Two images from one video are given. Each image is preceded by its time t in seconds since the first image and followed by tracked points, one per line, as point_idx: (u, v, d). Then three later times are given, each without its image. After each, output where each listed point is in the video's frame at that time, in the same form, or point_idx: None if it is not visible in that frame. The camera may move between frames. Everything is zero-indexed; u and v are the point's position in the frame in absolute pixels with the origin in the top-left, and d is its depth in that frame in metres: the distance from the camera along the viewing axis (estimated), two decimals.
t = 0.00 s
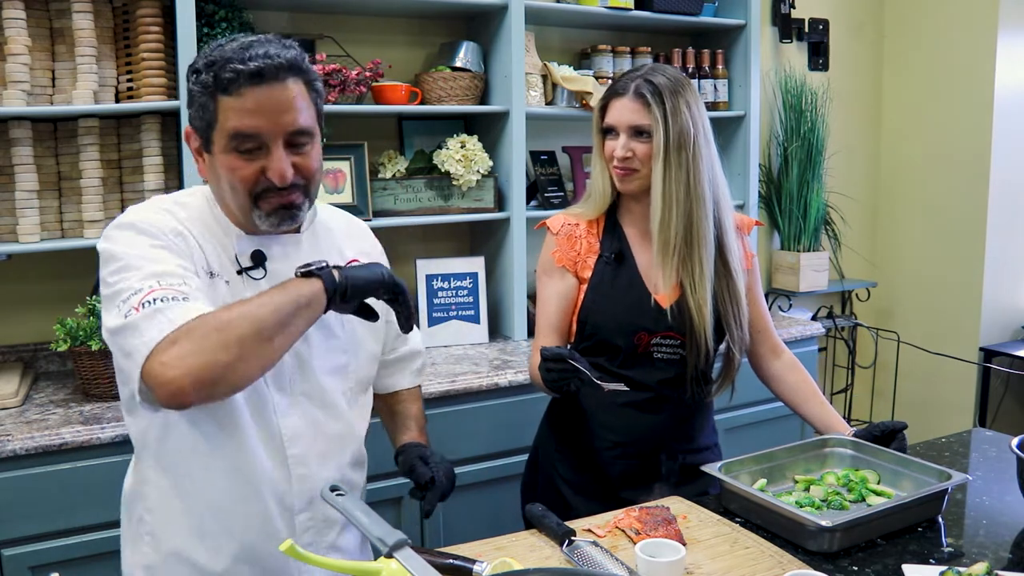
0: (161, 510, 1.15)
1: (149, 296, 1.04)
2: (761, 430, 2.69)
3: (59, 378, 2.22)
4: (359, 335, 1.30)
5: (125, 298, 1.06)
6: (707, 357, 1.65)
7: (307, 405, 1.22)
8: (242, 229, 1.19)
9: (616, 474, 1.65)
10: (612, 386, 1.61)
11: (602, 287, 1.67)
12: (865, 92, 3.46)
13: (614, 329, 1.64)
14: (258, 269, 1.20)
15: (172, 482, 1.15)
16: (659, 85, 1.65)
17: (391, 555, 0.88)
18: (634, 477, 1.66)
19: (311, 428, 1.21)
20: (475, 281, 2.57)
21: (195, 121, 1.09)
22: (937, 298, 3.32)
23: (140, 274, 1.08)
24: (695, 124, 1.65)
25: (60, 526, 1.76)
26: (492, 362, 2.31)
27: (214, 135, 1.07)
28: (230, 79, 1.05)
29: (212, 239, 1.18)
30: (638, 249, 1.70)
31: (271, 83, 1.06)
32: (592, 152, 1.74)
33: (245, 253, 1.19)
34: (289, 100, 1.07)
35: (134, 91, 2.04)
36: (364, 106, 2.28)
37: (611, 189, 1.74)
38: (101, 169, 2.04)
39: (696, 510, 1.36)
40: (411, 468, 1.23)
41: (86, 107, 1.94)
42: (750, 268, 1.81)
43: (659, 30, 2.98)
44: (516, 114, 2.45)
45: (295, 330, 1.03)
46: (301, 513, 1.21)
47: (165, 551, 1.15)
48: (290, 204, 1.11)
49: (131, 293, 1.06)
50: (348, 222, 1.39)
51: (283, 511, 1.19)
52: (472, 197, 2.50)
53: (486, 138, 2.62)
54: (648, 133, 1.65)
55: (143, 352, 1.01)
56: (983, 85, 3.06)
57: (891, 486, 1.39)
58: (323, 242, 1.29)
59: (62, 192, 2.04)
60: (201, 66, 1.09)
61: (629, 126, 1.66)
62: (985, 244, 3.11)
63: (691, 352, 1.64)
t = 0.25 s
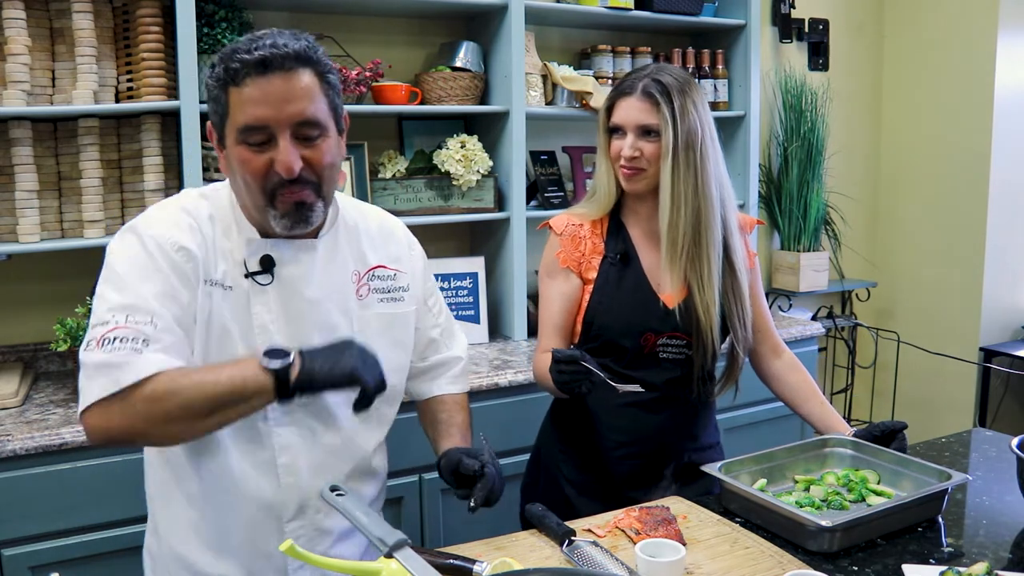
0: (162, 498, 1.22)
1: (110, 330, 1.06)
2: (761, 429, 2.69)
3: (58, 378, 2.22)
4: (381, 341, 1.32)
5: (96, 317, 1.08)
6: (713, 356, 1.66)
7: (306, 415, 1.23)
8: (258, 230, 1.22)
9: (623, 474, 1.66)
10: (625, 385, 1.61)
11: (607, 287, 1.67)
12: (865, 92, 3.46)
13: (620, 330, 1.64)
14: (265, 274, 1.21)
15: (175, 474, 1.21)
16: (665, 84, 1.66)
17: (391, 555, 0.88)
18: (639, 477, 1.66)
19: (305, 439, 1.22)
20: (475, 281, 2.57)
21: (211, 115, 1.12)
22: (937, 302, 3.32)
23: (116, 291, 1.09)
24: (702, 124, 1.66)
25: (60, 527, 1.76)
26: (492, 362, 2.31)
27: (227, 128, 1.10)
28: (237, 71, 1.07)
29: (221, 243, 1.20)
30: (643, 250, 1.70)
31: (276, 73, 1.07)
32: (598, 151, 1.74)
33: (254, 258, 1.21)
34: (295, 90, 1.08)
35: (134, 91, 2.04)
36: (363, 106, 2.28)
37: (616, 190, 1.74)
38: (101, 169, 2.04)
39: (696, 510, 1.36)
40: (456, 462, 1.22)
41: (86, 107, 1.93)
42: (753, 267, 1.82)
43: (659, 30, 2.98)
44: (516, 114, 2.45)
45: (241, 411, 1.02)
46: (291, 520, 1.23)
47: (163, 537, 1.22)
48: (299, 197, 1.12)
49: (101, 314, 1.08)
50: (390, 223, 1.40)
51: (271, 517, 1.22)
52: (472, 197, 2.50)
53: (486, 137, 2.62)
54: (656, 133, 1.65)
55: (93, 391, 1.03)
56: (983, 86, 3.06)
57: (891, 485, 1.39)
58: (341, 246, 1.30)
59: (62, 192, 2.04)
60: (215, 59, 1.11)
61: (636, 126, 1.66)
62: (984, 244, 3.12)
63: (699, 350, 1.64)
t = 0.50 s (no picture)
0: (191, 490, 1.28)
1: (113, 357, 1.13)
2: (761, 430, 2.69)
3: (58, 378, 2.22)
4: (406, 354, 1.32)
5: (111, 334, 1.16)
6: (715, 355, 1.66)
7: (332, 424, 1.26)
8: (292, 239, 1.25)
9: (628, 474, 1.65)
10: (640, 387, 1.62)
11: (612, 286, 1.67)
12: (865, 92, 3.46)
13: (624, 328, 1.64)
14: (296, 287, 1.23)
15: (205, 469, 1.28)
16: (674, 80, 1.66)
17: (391, 555, 0.88)
18: (645, 478, 1.66)
19: (328, 449, 1.26)
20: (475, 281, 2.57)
21: (256, 125, 1.15)
22: (935, 307, 3.33)
23: (127, 313, 1.14)
24: (709, 121, 1.66)
25: (60, 526, 1.76)
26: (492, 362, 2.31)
27: (273, 139, 1.12)
28: (287, 85, 1.09)
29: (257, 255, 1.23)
30: (647, 247, 1.70)
31: (326, 89, 1.09)
32: (602, 147, 1.73)
33: (285, 270, 1.23)
34: (344, 106, 1.10)
35: (134, 92, 2.04)
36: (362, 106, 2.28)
37: (622, 184, 1.72)
38: (101, 169, 2.04)
39: (696, 510, 1.36)
40: (468, 479, 1.22)
41: (86, 107, 1.93)
42: (755, 266, 1.82)
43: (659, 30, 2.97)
44: (516, 114, 2.45)
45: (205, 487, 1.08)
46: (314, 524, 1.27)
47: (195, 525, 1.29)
48: (341, 211, 1.15)
49: (113, 333, 1.15)
50: (422, 233, 1.39)
51: (293, 521, 1.27)
52: (472, 197, 2.50)
53: (486, 138, 2.62)
54: (663, 129, 1.65)
55: (90, 413, 1.12)
56: (983, 85, 3.06)
57: (891, 486, 1.39)
58: (371, 258, 1.31)
59: (62, 192, 2.04)
60: (263, 70, 1.13)
61: (644, 121, 1.65)
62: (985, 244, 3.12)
63: (702, 350, 1.65)
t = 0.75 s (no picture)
0: (207, 492, 1.29)
1: (133, 352, 1.14)
2: (761, 430, 2.69)
3: (58, 378, 2.22)
4: (417, 356, 1.32)
5: (129, 331, 1.16)
6: (716, 356, 1.66)
7: (344, 423, 1.25)
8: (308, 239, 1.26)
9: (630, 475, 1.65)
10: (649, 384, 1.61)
11: (615, 286, 1.66)
12: (866, 92, 3.46)
13: (627, 328, 1.64)
14: (310, 285, 1.24)
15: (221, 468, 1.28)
16: (679, 77, 1.67)
17: (391, 555, 0.88)
18: (647, 478, 1.66)
19: (342, 446, 1.25)
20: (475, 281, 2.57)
21: (270, 126, 1.15)
22: (935, 307, 3.33)
23: (146, 307, 1.15)
24: (714, 119, 1.67)
25: (60, 527, 1.76)
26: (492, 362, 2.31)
27: (286, 140, 1.13)
28: (301, 85, 1.09)
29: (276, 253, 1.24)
30: (651, 246, 1.70)
31: (341, 90, 1.10)
32: (607, 145, 1.73)
33: (301, 268, 1.23)
34: (358, 106, 1.11)
35: (135, 92, 2.04)
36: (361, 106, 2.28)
37: (627, 183, 1.72)
38: (101, 169, 2.04)
39: (696, 510, 1.36)
40: (471, 500, 1.20)
41: (86, 107, 1.93)
42: (758, 267, 1.82)
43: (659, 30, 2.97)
44: (516, 114, 2.45)
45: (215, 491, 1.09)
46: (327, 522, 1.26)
47: (212, 527, 1.29)
48: (355, 211, 1.15)
49: (133, 329, 1.16)
50: (434, 236, 1.40)
51: (308, 519, 1.26)
52: (472, 197, 2.50)
53: (486, 138, 2.62)
54: (668, 125, 1.66)
55: (109, 410, 1.12)
56: (983, 85, 3.07)
57: (891, 486, 1.39)
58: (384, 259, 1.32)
59: (62, 192, 2.04)
60: (275, 72, 1.14)
61: (650, 117, 1.66)
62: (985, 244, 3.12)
63: (704, 351, 1.65)
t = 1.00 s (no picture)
0: (207, 493, 1.28)
1: (131, 347, 1.14)
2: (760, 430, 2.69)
3: (58, 378, 2.22)
4: (419, 355, 1.31)
5: (127, 326, 1.16)
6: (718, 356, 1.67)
7: (344, 423, 1.25)
8: (309, 238, 1.26)
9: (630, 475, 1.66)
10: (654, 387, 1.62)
11: (616, 289, 1.66)
12: (865, 92, 3.46)
13: (630, 331, 1.64)
14: (310, 284, 1.23)
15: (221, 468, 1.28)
16: (679, 82, 1.67)
17: (391, 555, 0.88)
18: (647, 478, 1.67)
19: (343, 446, 1.25)
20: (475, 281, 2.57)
21: (270, 123, 1.16)
22: (935, 308, 3.33)
23: (144, 303, 1.15)
24: (715, 124, 1.67)
25: (60, 527, 1.76)
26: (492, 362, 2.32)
27: (287, 134, 1.13)
28: (302, 79, 1.10)
29: (275, 252, 1.24)
30: (651, 250, 1.70)
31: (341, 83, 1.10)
32: (606, 149, 1.72)
33: (301, 268, 1.23)
34: (358, 100, 1.11)
35: (135, 91, 2.04)
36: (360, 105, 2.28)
37: (626, 188, 1.71)
38: (101, 169, 2.04)
39: (696, 510, 1.36)
40: (471, 500, 1.21)
41: (86, 107, 1.93)
42: (757, 268, 1.82)
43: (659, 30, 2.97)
44: (516, 114, 2.45)
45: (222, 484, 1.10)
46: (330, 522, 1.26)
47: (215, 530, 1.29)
48: (355, 205, 1.15)
49: (130, 324, 1.16)
50: (436, 234, 1.40)
51: (311, 519, 1.26)
52: (472, 197, 2.50)
53: (486, 137, 2.62)
54: (671, 131, 1.66)
55: (106, 405, 1.12)
56: (983, 85, 3.07)
57: (891, 485, 1.39)
58: (384, 259, 1.32)
59: (62, 192, 2.04)
60: (277, 69, 1.15)
61: (652, 124, 1.66)
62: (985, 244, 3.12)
63: (706, 353, 1.66)
